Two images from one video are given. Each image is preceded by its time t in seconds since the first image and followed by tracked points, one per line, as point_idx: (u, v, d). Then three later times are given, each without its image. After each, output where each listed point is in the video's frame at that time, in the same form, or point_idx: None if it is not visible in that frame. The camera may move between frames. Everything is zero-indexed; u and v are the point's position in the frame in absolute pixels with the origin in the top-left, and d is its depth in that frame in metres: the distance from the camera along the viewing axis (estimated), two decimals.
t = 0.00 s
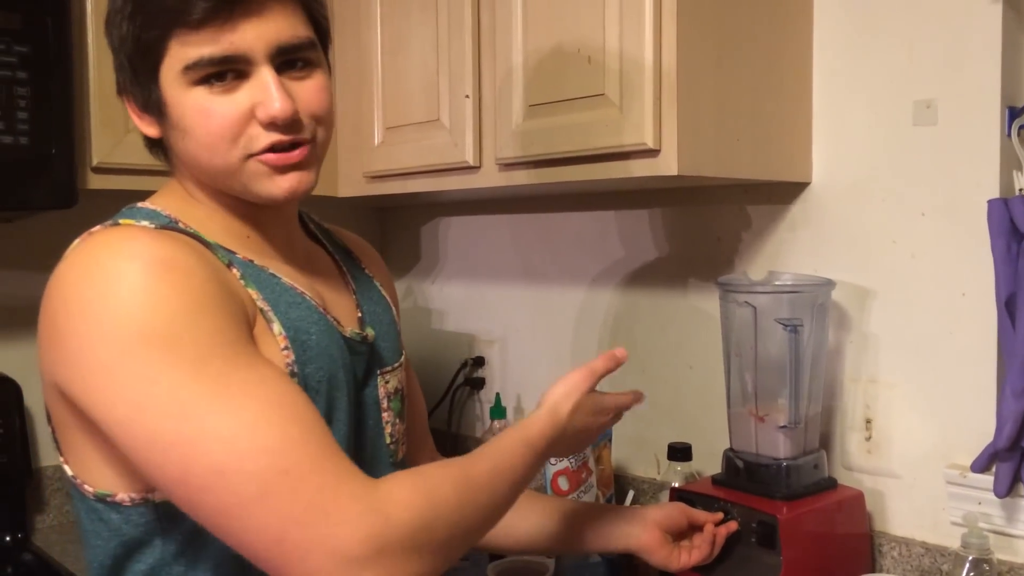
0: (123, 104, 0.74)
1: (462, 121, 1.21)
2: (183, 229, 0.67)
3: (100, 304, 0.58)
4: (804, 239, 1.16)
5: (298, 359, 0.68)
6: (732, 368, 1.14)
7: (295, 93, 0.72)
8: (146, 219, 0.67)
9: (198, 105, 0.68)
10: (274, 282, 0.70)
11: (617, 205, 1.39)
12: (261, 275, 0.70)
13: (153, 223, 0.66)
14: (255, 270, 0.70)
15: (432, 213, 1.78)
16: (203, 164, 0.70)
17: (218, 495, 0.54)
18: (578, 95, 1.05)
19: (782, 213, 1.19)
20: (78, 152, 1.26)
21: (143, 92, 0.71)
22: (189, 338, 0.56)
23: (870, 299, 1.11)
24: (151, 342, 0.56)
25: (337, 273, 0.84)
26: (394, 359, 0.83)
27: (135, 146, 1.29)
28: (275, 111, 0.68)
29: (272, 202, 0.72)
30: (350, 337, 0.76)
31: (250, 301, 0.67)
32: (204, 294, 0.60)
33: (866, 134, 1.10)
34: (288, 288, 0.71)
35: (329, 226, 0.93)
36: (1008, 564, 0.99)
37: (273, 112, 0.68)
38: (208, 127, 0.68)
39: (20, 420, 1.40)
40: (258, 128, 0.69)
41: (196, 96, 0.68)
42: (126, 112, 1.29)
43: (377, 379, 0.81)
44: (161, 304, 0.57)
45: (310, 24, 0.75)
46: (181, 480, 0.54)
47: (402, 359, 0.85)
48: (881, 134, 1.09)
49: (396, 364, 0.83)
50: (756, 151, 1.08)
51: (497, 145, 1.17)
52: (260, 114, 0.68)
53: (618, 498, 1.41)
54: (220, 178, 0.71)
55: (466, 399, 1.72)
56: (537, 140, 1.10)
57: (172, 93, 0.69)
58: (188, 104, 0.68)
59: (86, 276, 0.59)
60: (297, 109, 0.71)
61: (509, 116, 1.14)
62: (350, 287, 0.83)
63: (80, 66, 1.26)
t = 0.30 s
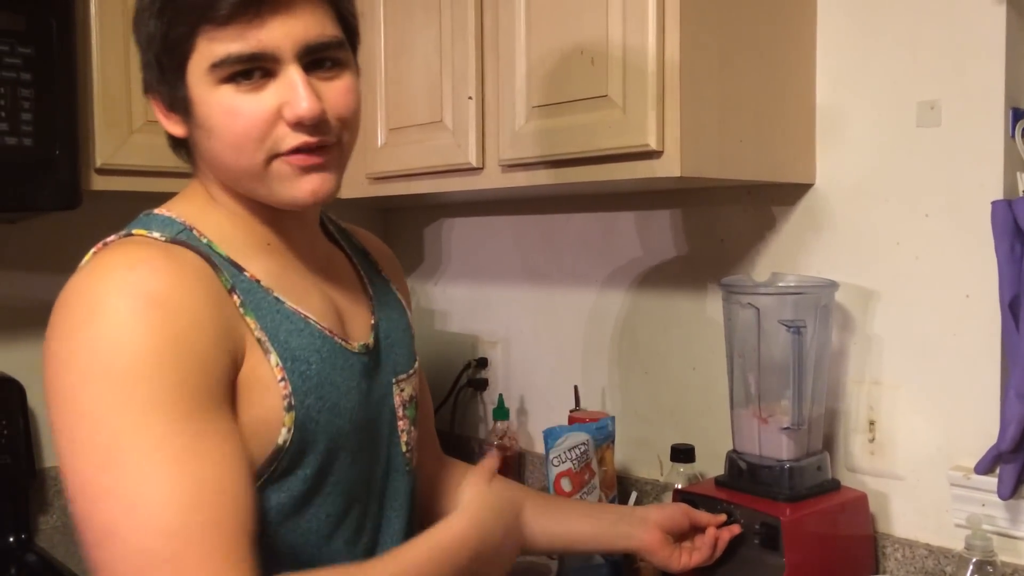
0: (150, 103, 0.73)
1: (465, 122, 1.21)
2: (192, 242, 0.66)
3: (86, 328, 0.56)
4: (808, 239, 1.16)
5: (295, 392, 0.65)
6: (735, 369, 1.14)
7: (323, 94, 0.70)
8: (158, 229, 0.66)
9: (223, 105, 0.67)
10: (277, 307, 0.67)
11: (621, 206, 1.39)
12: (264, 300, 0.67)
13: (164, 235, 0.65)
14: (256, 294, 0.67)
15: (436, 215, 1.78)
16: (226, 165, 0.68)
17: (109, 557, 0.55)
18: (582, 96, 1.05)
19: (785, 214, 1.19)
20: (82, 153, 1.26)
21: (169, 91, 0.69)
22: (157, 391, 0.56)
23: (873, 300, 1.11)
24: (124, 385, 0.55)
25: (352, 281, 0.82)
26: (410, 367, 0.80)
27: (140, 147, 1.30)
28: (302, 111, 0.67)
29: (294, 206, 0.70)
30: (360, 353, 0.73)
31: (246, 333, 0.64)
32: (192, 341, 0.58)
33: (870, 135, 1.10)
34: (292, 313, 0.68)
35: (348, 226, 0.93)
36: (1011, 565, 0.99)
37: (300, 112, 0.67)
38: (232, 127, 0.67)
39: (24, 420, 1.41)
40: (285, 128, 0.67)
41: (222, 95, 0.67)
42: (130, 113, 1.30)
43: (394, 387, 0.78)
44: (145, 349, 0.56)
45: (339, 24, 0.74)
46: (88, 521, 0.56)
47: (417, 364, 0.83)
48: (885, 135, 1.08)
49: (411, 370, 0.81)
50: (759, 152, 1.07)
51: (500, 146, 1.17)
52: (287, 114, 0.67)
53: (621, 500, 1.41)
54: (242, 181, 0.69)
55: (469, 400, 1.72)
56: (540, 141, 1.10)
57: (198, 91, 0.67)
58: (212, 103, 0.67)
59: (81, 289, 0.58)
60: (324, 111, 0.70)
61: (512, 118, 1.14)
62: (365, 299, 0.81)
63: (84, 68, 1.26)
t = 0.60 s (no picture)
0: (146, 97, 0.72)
1: (467, 122, 1.21)
2: (173, 251, 0.65)
3: (52, 344, 0.55)
4: (811, 238, 1.16)
5: (287, 402, 0.64)
6: (737, 369, 1.14)
7: (324, 93, 0.70)
8: (140, 238, 0.65)
9: (220, 100, 0.66)
10: (265, 315, 0.66)
11: (623, 206, 1.39)
12: (252, 307, 0.66)
13: (146, 244, 0.64)
14: (244, 302, 0.66)
15: (439, 214, 1.78)
16: (220, 161, 0.68)
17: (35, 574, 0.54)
18: (584, 96, 1.05)
19: (788, 212, 1.18)
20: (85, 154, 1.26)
21: (167, 83, 0.69)
22: (109, 421, 0.55)
23: (875, 300, 1.10)
24: (80, 407, 0.54)
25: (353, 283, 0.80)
26: (414, 370, 0.78)
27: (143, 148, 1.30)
28: (301, 110, 0.66)
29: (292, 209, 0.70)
30: (356, 359, 0.71)
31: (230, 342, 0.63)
32: (155, 372, 0.57)
33: (872, 135, 1.10)
34: (282, 320, 0.67)
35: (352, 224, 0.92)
36: (1014, 565, 0.99)
37: (300, 110, 0.66)
38: (228, 121, 0.66)
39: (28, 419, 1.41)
40: (282, 126, 0.67)
41: (220, 90, 0.67)
42: (133, 114, 1.30)
43: (398, 391, 0.76)
44: (104, 376, 0.55)
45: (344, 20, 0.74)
46: (23, 535, 0.55)
47: (423, 368, 0.81)
48: (887, 134, 1.08)
49: (416, 374, 0.79)
50: (761, 151, 1.07)
51: (502, 146, 1.17)
52: (287, 112, 0.67)
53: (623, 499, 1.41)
54: (236, 178, 0.68)
55: (472, 400, 1.72)
56: (542, 141, 1.11)
57: (195, 85, 0.67)
58: (209, 98, 0.67)
59: (54, 303, 0.57)
60: (325, 111, 0.70)
61: (514, 118, 1.14)
62: (370, 308, 0.79)
63: (87, 68, 1.26)
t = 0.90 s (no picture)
0: (157, 70, 0.62)
1: (469, 124, 1.21)
2: (159, 255, 0.61)
3: (34, 359, 0.52)
4: (814, 239, 1.16)
5: (294, 407, 0.61)
6: (739, 371, 1.14)
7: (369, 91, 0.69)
8: (121, 243, 0.61)
9: (307, 99, 0.62)
10: (262, 317, 0.63)
11: (626, 208, 1.39)
12: (247, 309, 0.63)
13: (129, 249, 0.60)
14: (238, 304, 0.63)
15: (441, 216, 1.78)
16: (287, 162, 0.63)
17: None
18: (586, 96, 1.05)
19: (790, 214, 1.18)
20: (88, 156, 1.27)
21: (231, 67, 0.61)
22: (100, 435, 0.51)
23: (878, 301, 1.10)
24: (69, 425, 0.50)
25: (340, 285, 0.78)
26: (405, 372, 0.77)
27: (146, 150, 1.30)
28: (379, 114, 0.66)
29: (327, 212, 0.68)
30: (352, 360, 0.69)
31: (232, 347, 0.60)
32: (149, 381, 0.53)
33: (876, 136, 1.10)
34: (279, 321, 0.64)
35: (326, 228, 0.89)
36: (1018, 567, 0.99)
37: (377, 114, 0.65)
38: (314, 123, 0.62)
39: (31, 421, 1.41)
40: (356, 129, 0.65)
41: (310, 88, 0.62)
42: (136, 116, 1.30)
43: (392, 394, 0.74)
44: (94, 389, 0.51)
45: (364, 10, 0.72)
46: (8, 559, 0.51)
47: (412, 369, 0.80)
48: (889, 135, 1.08)
49: (407, 375, 0.77)
50: (763, 152, 1.07)
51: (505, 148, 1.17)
52: (365, 115, 0.65)
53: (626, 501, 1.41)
54: (293, 179, 0.64)
55: (475, 402, 1.72)
56: (544, 142, 1.10)
57: (281, 80, 0.61)
58: (299, 97, 0.62)
59: (34, 316, 0.54)
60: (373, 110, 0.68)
61: (516, 119, 1.14)
62: (354, 299, 0.78)
63: (89, 71, 1.27)
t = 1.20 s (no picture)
0: (245, 75, 0.61)
1: (473, 125, 1.21)
2: (182, 255, 0.59)
3: (56, 356, 0.50)
4: (817, 240, 1.16)
5: (321, 413, 0.61)
6: (741, 371, 1.14)
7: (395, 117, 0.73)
8: (140, 241, 0.58)
9: (390, 130, 0.66)
10: (284, 320, 0.62)
11: (629, 209, 1.39)
12: (270, 312, 0.62)
13: (151, 248, 0.58)
14: (264, 308, 0.62)
15: (444, 217, 1.79)
16: (354, 184, 0.66)
17: None
18: (589, 97, 1.05)
19: (792, 214, 1.18)
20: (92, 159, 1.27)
21: (341, 89, 0.62)
22: (119, 442, 0.49)
23: (881, 301, 1.10)
24: (84, 425, 0.49)
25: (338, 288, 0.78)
26: (397, 383, 0.77)
27: (150, 152, 1.31)
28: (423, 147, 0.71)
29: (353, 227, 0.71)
30: (363, 367, 0.68)
31: (262, 352, 0.59)
32: (173, 387, 0.52)
33: (879, 137, 1.09)
34: (300, 325, 0.63)
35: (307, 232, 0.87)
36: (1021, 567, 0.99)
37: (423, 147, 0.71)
38: (387, 151, 0.66)
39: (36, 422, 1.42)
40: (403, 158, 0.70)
41: (393, 120, 0.66)
42: (139, 118, 1.31)
43: (389, 403, 0.74)
44: (116, 390, 0.49)
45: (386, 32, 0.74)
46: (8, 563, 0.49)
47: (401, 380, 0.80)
48: (892, 136, 1.08)
49: (398, 389, 0.77)
50: (766, 152, 1.07)
51: (507, 149, 1.17)
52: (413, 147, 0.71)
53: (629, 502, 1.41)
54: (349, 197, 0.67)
55: (478, 402, 1.72)
56: (547, 143, 1.11)
57: (377, 109, 0.64)
58: (383, 129, 0.65)
59: (58, 312, 0.52)
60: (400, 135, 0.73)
61: (519, 121, 1.15)
62: (350, 303, 0.78)
63: (93, 74, 1.27)
